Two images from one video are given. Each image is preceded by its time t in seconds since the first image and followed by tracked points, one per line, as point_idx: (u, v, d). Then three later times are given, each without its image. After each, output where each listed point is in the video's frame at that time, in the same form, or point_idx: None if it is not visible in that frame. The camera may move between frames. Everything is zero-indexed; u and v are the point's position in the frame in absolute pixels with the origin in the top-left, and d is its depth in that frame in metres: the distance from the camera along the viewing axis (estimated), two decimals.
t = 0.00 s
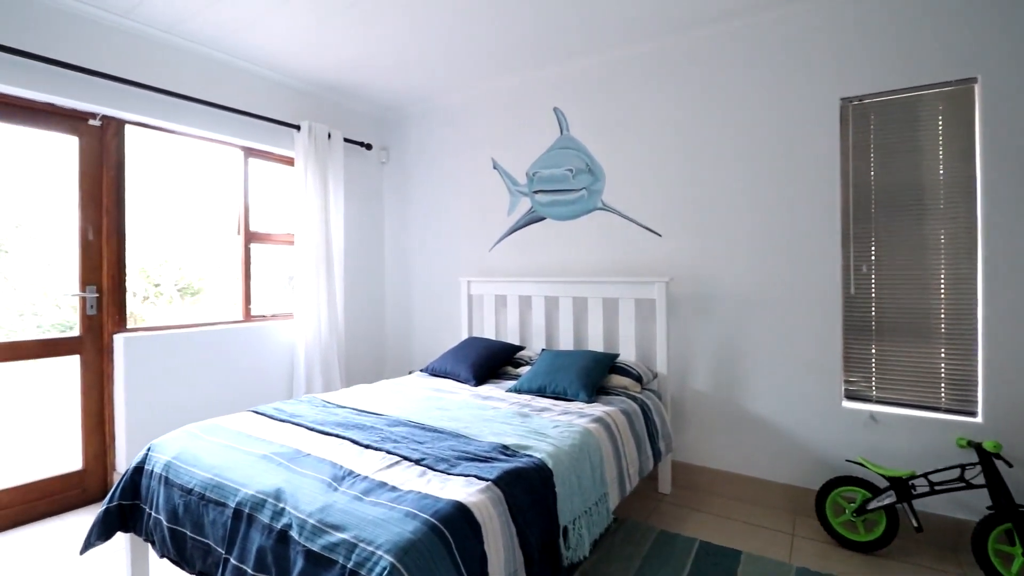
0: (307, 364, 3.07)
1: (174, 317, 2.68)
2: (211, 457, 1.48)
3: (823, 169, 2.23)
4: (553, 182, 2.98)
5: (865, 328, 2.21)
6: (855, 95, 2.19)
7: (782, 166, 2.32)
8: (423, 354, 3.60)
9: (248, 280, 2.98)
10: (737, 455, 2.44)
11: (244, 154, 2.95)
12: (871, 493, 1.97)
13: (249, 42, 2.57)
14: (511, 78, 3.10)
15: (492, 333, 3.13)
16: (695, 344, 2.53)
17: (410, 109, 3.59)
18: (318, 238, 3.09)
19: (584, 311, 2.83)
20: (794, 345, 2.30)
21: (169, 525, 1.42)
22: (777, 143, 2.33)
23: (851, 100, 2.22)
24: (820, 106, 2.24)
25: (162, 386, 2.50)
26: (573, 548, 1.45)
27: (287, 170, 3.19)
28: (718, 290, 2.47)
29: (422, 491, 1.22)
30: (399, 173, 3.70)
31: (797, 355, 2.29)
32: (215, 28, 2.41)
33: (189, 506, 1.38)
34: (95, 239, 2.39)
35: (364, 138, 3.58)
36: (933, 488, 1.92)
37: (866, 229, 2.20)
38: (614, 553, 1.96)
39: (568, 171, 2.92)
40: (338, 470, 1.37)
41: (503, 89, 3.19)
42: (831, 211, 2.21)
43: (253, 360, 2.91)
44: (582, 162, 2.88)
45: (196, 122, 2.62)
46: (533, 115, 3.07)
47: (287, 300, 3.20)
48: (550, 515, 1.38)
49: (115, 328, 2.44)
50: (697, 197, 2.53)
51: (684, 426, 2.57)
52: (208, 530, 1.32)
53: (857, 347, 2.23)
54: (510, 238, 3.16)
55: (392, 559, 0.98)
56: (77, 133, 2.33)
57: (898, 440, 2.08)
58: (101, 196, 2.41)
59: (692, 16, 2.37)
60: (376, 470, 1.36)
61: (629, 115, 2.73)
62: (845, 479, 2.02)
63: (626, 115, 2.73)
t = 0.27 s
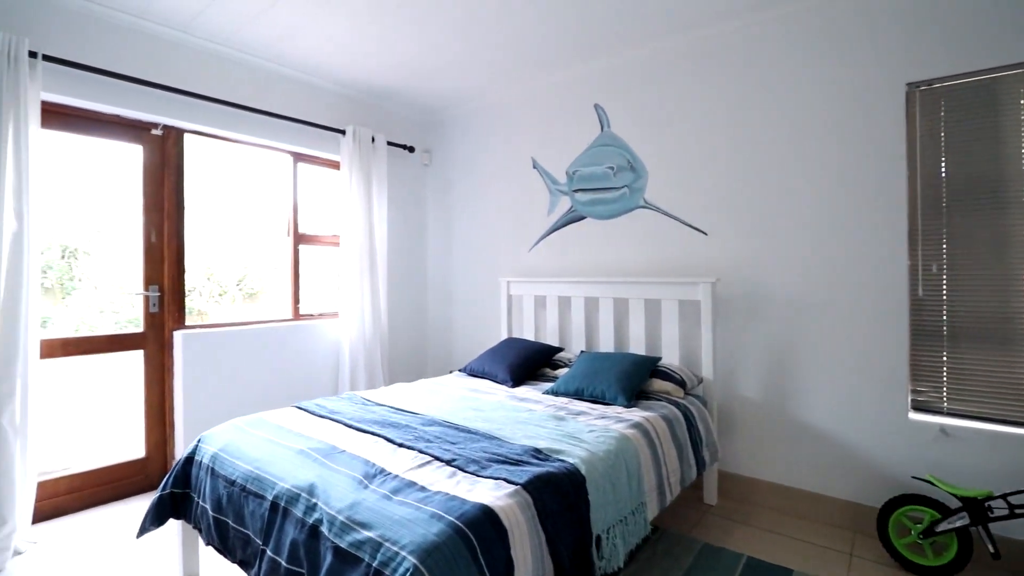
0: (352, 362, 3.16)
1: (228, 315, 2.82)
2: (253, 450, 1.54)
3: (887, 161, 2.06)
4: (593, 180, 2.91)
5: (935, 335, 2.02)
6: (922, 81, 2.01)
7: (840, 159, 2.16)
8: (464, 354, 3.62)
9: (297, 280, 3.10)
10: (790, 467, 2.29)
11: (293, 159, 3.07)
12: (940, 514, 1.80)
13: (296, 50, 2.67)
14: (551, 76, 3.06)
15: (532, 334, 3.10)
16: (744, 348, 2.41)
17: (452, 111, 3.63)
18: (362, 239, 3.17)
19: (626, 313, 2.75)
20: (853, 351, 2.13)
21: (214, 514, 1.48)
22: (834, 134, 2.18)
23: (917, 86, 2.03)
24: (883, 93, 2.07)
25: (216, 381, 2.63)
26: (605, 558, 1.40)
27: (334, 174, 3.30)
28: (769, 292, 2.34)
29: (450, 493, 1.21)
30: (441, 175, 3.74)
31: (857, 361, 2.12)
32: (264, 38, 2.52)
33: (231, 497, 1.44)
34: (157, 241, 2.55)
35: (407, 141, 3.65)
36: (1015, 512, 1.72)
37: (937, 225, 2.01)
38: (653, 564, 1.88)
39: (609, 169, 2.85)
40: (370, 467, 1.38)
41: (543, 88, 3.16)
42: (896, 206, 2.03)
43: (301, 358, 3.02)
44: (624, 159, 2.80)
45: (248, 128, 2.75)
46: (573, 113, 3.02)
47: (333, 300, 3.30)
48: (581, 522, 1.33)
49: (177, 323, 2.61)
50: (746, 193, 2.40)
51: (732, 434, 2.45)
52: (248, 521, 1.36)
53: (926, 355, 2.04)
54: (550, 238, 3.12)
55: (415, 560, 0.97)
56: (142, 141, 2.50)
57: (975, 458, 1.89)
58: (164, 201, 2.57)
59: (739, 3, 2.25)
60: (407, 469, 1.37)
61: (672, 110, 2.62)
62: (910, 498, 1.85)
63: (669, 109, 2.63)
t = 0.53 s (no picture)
0: (391, 360, 3.23)
1: (275, 313, 2.95)
2: (293, 444, 1.60)
3: (949, 152, 1.90)
4: (630, 179, 2.85)
5: (1008, 342, 1.83)
6: (989, 66, 1.83)
7: (896, 151, 2.02)
8: (501, 354, 3.63)
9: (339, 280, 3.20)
10: (841, 478, 2.16)
11: (335, 162, 3.17)
12: (1008, 536, 1.64)
13: (335, 57, 2.74)
14: (587, 73, 3.02)
15: (568, 334, 3.07)
16: (790, 351, 2.29)
17: (489, 112, 3.65)
18: (400, 240, 3.23)
19: (664, 314, 2.68)
20: (911, 357, 1.99)
21: (256, 504, 1.55)
22: (889, 124, 2.03)
23: (984, 71, 1.85)
24: (945, 78, 1.91)
25: (263, 376, 2.76)
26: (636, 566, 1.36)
27: (374, 176, 3.38)
28: (817, 293, 2.22)
29: (477, 493, 1.22)
30: (479, 176, 3.76)
31: (916, 368, 1.98)
32: (305, 46, 2.61)
33: (272, 488, 1.50)
34: (210, 243, 2.70)
35: (445, 143, 3.69)
36: None
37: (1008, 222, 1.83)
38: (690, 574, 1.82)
39: (647, 166, 2.78)
40: (401, 465, 1.40)
41: (579, 86, 3.12)
42: (961, 201, 1.87)
43: (342, 355, 3.11)
44: (663, 156, 2.73)
45: (292, 134, 2.86)
46: (610, 111, 2.97)
47: (374, 299, 3.38)
48: (611, 528, 1.30)
49: (227, 322, 2.74)
50: (792, 189, 2.29)
51: (777, 442, 2.34)
52: (286, 512, 1.41)
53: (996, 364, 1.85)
54: (587, 238, 3.08)
55: (439, 559, 0.98)
56: (196, 149, 2.65)
57: None
58: (216, 204, 2.71)
59: None
60: (436, 468, 1.38)
61: (713, 104, 2.53)
62: (974, 517, 1.70)
63: (709, 104, 2.54)
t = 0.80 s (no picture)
0: (430, 359, 3.29)
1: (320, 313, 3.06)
2: (333, 439, 1.66)
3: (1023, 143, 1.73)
4: (671, 177, 2.78)
5: None
6: None
7: (961, 143, 1.87)
8: (539, 355, 3.62)
9: (381, 281, 3.29)
10: (899, 493, 2.02)
11: (378, 167, 3.26)
12: None
13: (377, 65, 2.82)
14: (626, 71, 2.97)
15: (607, 336, 3.03)
16: (842, 357, 2.16)
17: (528, 113, 3.65)
18: (440, 241, 3.29)
19: (706, 316, 2.59)
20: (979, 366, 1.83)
21: (298, 495, 1.62)
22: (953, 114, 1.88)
23: None
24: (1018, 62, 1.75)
25: (309, 373, 2.87)
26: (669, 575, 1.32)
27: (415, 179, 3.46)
28: (872, 295, 2.08)
29: (506, 494, 1.22)
30: (517, 177, 3.78)
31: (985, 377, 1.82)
32: (347, 55, 2.70)
33: (312, 481, 1.56)
34: (262, 246, 2.83)
35: (484, 145, 3.72)
36: None
37: None
38: None
39: (688, 164, 2.70)
40: (434, 463, 1.42)
41: (618, 84, 3.07)
42: None
43: (384, 354, 3.20)
44: (705, 153, 2.64)
45: (337, 140, 2.97)
46: (649, 108, 2.90)
47: (414, 300, 3.45)
48: (643, 535, 1.28)
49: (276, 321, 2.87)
50: (844, 185, 2.16)
51: (828, 452, 2.21)
52: (325, 505, 1.47)
53: None
54: (626, 238, 3.03)
55: (466, 558, 0.99)
56: (249, 156, 2.79)
57: None
58: (267, 208, 2.85)
59: None
60: (468, 468, 1.40)
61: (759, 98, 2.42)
62: None
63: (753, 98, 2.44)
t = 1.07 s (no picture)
0: (467, 359, 3.33)
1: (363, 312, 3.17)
2: (370, 436, 1.71)
3: None
4: (712, 175, 2.69)
5: None
6: None
7: None
8: (577, 356, 3.60)
9: (420, 282, 3.36)
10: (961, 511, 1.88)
11: (417, 170, 3.34)
12: None
13: (414, 70, 2.89)
14: (664, 68, 2.91)
15: (645, 338, 2.98)
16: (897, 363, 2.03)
17: (565, 113, 3.64)
18: (477, 243, 3.33)
19: (749, 319, 2.50)
20: None
21: (338, 489, 1.68)
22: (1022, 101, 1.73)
23: None
24: None
25: (351, 371, 2.97)
26: None
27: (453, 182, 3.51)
28: (930, 297, 1.95)
29: (534, 495, 1.22)
30: (555, 178, 3.77)
31: None
32: (386, 62, 2.78)
33: (351, 475, 1.62)
34: (308, 248, 2.96)
35: (521, 146, 3.74)
36: None
37: None
38: None
39: (730, 161, 2.61)
40: (465, 462, 1.45)
41: (656, 81, 3.01)
42: None
43: (423, 354, 3.26)
44: (748, 150, 2.55)
45: (377, 145, 3.06)
46: (689, 105, 2.83)
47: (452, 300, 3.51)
48: (674, 543, 1.25)
49: (320, 320, 3.00)
50: (899, 181, 2.03)
51: (882, 464, 2.09)
52: (362, 499, 1.52)
53: None
54: (665, 238, 2.96)
55: (491, 558, 1.00)
56: (296, 163, 2.92)
57: None
58: (312, 212, 2.97)
59: None
60: (498, 468, 1.41)
61: (806, 91, 2.31)
62: None
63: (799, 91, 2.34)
